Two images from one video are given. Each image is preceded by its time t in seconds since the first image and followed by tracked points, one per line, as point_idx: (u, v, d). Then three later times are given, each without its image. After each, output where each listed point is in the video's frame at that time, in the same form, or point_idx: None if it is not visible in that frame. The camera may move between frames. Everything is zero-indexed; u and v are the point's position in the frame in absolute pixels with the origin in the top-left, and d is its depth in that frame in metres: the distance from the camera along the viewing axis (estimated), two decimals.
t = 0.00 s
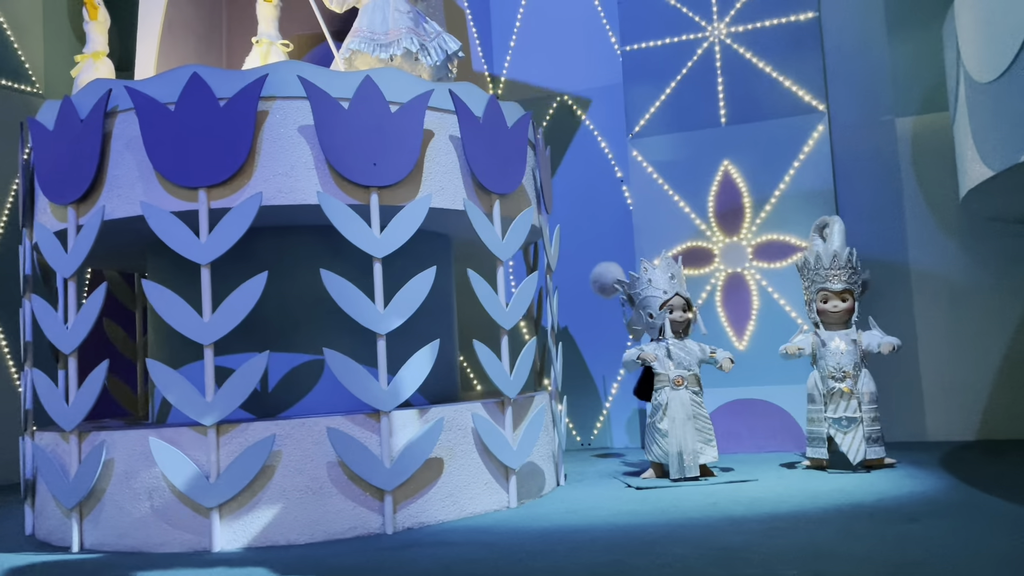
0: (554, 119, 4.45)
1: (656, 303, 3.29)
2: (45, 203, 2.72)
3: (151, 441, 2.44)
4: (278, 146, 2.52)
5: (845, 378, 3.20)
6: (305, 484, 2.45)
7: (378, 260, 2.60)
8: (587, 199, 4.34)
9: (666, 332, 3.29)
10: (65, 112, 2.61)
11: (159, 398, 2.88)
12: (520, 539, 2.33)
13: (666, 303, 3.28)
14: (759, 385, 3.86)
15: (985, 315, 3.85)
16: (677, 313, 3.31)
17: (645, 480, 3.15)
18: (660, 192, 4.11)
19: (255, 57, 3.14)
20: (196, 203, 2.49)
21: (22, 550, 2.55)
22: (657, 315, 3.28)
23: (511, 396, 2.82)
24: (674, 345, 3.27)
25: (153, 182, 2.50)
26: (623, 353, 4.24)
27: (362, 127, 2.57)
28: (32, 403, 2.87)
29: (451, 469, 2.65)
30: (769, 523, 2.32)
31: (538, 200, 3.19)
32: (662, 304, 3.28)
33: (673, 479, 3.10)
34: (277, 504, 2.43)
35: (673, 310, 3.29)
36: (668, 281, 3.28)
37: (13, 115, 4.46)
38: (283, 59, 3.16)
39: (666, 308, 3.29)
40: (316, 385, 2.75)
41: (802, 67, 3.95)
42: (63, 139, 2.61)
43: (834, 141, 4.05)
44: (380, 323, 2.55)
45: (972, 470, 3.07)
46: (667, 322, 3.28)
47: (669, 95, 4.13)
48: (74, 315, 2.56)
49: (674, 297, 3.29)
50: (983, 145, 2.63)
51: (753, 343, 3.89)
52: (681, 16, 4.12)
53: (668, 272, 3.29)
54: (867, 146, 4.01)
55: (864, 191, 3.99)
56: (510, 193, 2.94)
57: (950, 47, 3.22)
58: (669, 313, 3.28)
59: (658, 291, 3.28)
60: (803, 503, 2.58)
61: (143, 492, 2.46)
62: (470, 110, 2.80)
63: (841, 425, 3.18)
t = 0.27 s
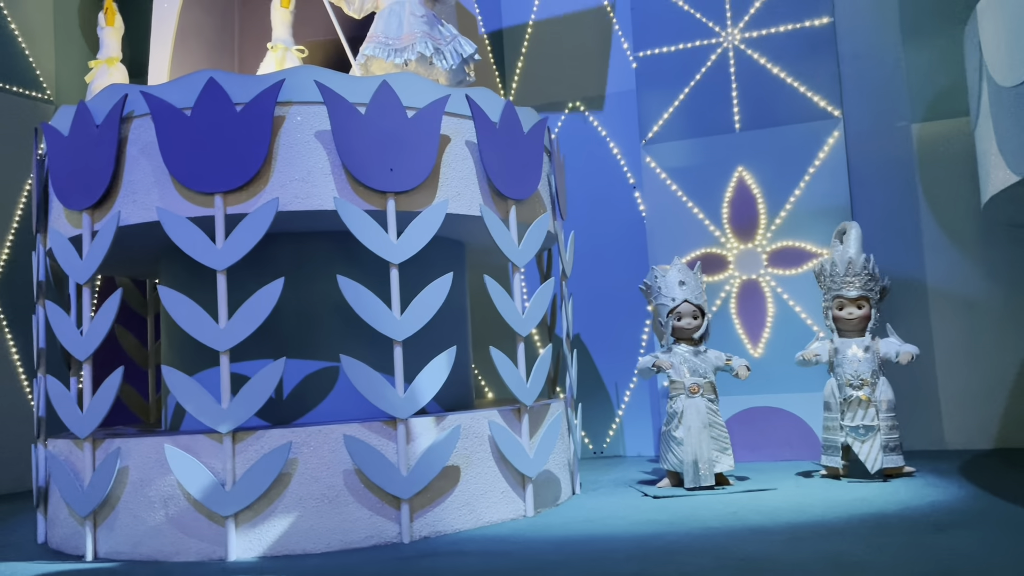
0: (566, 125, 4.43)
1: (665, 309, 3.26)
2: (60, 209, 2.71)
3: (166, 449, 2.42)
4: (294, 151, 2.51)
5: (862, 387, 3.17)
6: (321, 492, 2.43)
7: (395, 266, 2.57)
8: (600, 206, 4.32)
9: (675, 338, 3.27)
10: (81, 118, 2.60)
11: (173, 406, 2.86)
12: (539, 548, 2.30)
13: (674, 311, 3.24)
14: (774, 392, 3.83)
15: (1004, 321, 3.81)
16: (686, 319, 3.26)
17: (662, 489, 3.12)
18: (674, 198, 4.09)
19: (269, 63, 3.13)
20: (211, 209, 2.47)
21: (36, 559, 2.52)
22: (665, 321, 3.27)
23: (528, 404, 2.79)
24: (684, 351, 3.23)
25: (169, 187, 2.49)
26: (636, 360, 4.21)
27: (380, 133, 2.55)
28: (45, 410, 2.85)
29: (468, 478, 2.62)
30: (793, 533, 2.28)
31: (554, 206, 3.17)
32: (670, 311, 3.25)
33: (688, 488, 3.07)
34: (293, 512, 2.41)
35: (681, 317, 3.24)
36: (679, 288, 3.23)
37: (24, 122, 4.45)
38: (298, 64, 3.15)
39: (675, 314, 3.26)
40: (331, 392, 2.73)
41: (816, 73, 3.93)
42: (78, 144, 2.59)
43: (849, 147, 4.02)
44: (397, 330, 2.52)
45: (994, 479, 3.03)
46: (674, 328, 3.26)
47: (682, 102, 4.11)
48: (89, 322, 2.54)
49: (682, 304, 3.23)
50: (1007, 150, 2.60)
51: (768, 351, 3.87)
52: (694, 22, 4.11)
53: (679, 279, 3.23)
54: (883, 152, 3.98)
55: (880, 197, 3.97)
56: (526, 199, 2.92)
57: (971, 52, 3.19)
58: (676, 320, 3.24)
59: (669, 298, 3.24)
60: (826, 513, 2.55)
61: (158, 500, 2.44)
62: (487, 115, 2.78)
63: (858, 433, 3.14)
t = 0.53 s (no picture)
0: (578, 133, 4.42)
1: (695, 317, 3.23)
2: (77, 216, 2.70)
3: (183, 457, 2.41)
4: (313, 158, 2.50)
5: (890, 396, 3.16)
6: (339, 501, 2.41)
7: (413, 273, 2.56)
8: (613, 213, 4.30)
9: (706, 348, 3.24)
10: (99, 124, 2.59)
11: (188, 413, 2.84)
12: (561, 559, 2.28)
13: (706, 319, 3.23)
14: (790, 401, 3.80)
15: None
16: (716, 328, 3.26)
17: (680, 499, 3.09)
18: (688, 205, 4.07)
19: (286, 70, 3.13)
20: (230, 216, 2.46)
21: (51, 568, 2.50)
22: (698, 331, 3.23)
23: (546, 412, 2.77)
24: (714, 360, 3.21)
25: (187, 194, 2.47)
26: (650, 368, 4.18)
27: (399, 140, 2.54)
28: (60, 418, 2.84)
29: (486, 487, 2.59)
30: (819, 545, 2.25)
31: (571, 213, 3.15)
32: (702, 320, 3.22)
33: (715, 497, 3.04)
34: (311, 521, 2.39)
35: (713, 325, 3.23)
36: (708, 296, 3.23)
37: (36, 129, 4.49)
38: (315, 71, 3.15)
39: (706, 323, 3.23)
40: (348, 400, 2.70)
41: (832, 80, 3.91)
42: (96, 151, 2.58)
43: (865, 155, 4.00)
44: (416, 337, 2.50)
45: (1017, 490, 2.99)
46: (708, 338, 3.23)
47: (697, 109, 4.10)
48: (106, 329, 2.53)
49: (713, 312, 3.23)
50: None
51: (785, 359, 3.83)
52: (709, 29, 4.11)
53: (707, 288, 3.24)
54: (900, 159, 3.96)
55: (896, 204, 3.94)
56: (543, 206, 2.90)
57: (993, 60, 3.17)
58: (709, 329, 3.22)
59: (698, 306, 3.23)
60: (850, 524, 2.52)
61: (175, 508, 2.42)
62: (505, 122, 2.77)
63: (887, 443, 3.12)
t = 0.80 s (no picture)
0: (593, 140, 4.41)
1: (721, 325, 3.20)
2: (96, 221, 2.69)
3: (203, 463, 2.39)
4: (334, 163, 2.49)
5: (913, 405, 3.14)
6: (360, 509, 2.39)
7: (433, 280, 2.54)
8: (629, 221, 4.28)
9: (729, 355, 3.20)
10: (119, 129, 2.58)
11: (206, 420, 2.83)
12: (584, 569, 2.25)
13: (732, 326, 3.21)
14: (809, 410, 3.76)
15: None
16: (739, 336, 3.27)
17: (700, 509, 3.06)
18: (704, 212, 4.05)
19: (305, 76, 3.12)
20: (251, 221, 2.45)
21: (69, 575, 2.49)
22: (725, 338, 3.19)
23: (566, 420, 2.75)
24: (738, 368, 3.21)
25: (208, 199, 2.47)
26: (666, 377, 4.15)
27: (420, 145, 2.53)
28: (78, 424, 2.83)
29: (507, 495, 2.57)
30: (847, 555, 2.22)
31: (589, 220, 3.13)
32: (727, 327, 3.21)
33: (734, 507, 3.02)
34: (331, 529, 2.37)
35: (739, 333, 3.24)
36: (730, 304, 3.22)
37: (51, 136, 4.54)
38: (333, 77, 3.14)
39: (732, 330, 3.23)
40: (366, 407, 2.68)
41: (850, 87, 3.89)
42: (117, 156, 2.58)
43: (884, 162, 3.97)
44: (437, 344, 2.48)
45: None
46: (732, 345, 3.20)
47: (713, 116, 4.09)
48: (125, 335, 2.52)
49: (738, 319, 3.24)
50: None
51: (804, 368, 3.81)
52: (725, 36, 4.09)
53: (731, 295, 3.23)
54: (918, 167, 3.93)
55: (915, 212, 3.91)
56: (563, 212, 2.89)
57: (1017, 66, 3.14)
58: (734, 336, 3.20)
59: (721, 314, 3.21)
60: (876, 534, 2.48)
61: (194, 516, 2.40)
62: (525, 128, 2.75)
63: (909, 452, 3.10)
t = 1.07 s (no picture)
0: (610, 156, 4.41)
1: (727, 340, 3.18)
2: (119, 235, 2.70)
3: (225, 479, 2.38)
4: (358, 178, 2.49)
5: (931, 423, 3.11)
6: (382, 526, 2.37)
7: (456, 295, 2.53)
8: (646, 237, 4.27)
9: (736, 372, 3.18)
10: (144, 144, 2.59)
11: (226, 434, 2.82)
12: None
13: (738, 342, 3.17)
14: (829, 428, 3.72)
15: None
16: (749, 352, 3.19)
17: (721, 528, 3.02)
18: (722, 228, 4.04)
19: (325, 91, 3.13)
20: (274, 235, 2.45)
21: None
22: (729, 354, 3.18)
23: (588, 437, 2.72)
24: (751, 385, 3.16)
25: (231, 214, 2.47)
26: (684, 394, 4.11)
27: (443, 160, 2.52)
28: (98, 438, 2.82)
29: (529, 513, 2.55)
30: None
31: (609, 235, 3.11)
32: (733, 342, 3.17)
33: (752, 527, 2.97)
34: (354, 546, 2.35)
35: (745, 349, 3.17)
36: (740, 320, 3.17)
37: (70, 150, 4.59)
38: (354, 92, 3.15)
39: (738, 347, 3.18)
40: (386, 424, 2.66)
41: (870, 103, 3.88)
42: (140, 170, 2.58)
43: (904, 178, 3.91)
44: (459, 360, 2.46)
45: None
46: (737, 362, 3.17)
47: (731, 132, 4.08)
48: (147, 350, 2.51)
49: (747, 336, 3.17)
50: None
51: (824, 385, 3.78)
52: (743, 52, 4.09)
53: (741, 310, 3.18)
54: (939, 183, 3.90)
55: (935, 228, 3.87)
56: (585, 228, 2.88)
57: None
58: (740, 353, 3.16)
59: (729, 330, 3.17)
60: (904, 555, 2.45)
61: (216, 532, 2.39)
62: (548, 143, 2.74)
63: (926, 472, 3.06)
